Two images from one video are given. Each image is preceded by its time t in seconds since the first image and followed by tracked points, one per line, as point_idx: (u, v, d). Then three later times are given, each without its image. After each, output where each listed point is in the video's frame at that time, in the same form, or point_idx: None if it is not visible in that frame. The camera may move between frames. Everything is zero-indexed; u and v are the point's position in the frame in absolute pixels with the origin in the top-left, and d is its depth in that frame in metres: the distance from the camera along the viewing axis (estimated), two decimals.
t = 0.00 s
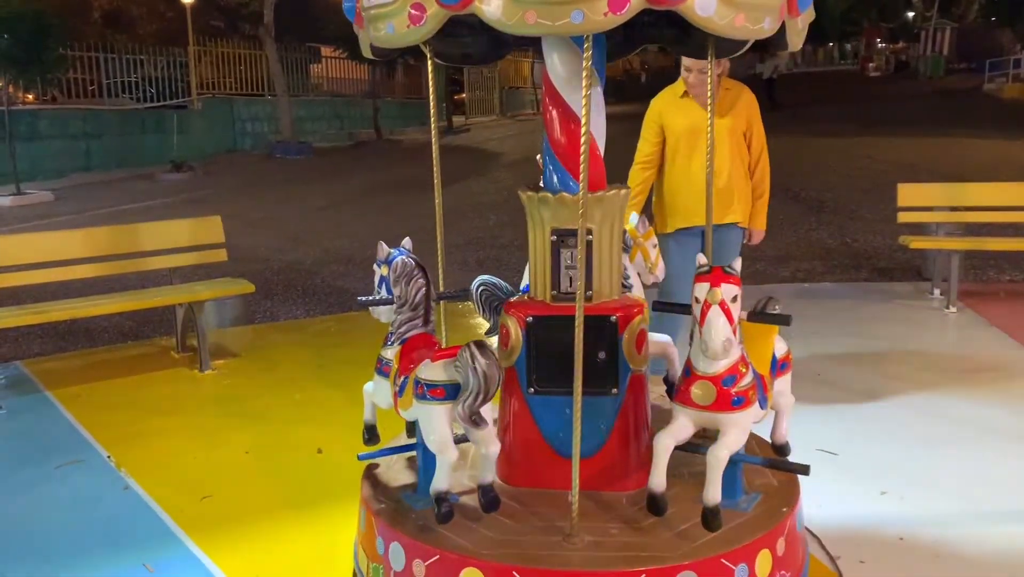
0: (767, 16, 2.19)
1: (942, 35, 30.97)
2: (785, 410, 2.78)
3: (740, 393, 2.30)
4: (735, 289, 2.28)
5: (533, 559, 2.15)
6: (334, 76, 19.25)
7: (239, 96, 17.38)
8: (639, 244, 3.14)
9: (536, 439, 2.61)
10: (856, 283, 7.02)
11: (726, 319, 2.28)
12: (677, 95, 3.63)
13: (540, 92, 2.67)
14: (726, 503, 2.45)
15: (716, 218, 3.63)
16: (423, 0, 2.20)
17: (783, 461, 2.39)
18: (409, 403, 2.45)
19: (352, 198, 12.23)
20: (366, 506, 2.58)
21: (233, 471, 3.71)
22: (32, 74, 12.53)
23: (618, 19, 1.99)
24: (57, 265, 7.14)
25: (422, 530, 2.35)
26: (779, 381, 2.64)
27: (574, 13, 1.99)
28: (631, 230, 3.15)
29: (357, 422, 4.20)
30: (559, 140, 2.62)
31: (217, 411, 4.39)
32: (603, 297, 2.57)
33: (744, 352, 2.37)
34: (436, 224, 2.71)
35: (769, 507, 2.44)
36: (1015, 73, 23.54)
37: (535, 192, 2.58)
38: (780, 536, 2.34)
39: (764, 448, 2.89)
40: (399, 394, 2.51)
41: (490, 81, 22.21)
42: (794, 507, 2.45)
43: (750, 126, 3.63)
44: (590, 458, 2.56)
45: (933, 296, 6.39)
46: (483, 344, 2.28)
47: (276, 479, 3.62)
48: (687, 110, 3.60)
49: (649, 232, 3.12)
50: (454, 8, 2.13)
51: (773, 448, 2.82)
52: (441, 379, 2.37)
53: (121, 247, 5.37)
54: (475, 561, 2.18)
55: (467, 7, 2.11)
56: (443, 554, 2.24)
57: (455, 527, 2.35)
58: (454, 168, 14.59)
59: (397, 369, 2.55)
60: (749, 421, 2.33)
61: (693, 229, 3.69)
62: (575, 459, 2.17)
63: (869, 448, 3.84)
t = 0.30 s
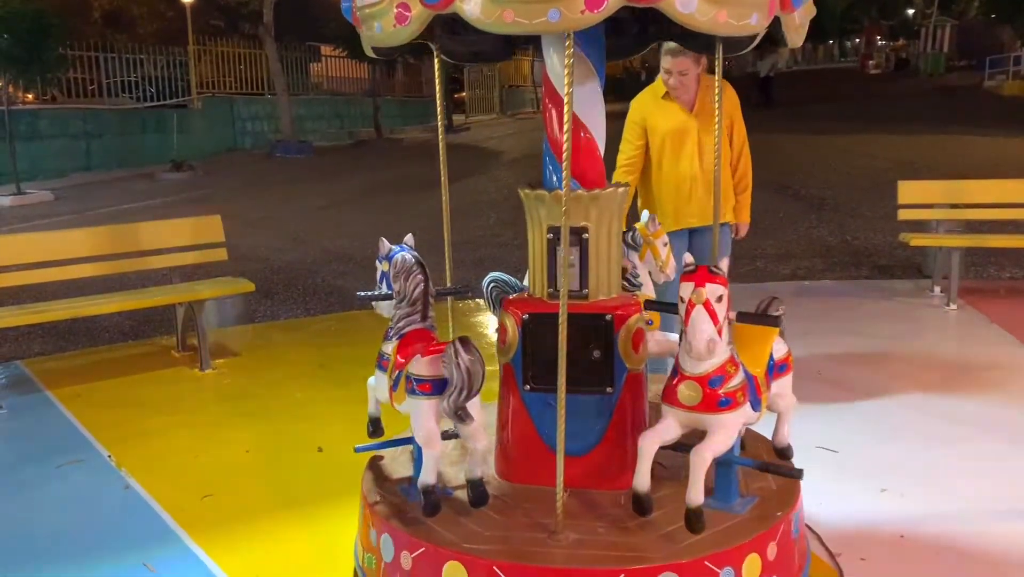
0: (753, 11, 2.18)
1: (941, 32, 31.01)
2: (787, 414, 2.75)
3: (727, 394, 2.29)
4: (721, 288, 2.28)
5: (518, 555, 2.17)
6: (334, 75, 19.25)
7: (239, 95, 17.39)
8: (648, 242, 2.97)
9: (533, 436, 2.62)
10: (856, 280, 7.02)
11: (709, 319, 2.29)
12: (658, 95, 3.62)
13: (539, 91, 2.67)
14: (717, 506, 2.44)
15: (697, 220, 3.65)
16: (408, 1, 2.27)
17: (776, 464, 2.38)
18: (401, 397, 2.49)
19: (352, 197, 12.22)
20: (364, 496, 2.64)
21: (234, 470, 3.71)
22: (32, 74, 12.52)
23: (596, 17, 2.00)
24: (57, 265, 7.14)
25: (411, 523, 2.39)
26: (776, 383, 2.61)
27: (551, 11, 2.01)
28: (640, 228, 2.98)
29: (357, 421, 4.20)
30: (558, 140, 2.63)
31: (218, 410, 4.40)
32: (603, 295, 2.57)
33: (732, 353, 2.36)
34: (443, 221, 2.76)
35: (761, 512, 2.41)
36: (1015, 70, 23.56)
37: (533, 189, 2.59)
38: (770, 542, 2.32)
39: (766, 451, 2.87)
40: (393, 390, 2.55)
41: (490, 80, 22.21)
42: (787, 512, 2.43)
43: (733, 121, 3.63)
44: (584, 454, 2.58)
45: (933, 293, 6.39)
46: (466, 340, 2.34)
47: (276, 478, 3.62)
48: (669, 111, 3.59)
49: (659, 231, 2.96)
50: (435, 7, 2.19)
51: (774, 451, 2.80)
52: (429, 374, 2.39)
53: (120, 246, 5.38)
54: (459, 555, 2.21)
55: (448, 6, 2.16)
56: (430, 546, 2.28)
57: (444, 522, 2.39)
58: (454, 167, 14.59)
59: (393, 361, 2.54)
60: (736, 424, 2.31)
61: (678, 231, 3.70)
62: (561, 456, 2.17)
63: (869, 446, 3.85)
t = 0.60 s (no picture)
0: (736, 8, 2.17)
1: (941, 29, 30.96)
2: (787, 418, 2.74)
3: (711, 396, 2.28)
4: (703, 290, 2.26)
5: (500, 553, 2.21)
6: (334, 75, 19.25)
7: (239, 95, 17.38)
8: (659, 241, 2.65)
9: (528, 434, 2.63)
10: (856, 278, 7.02)
11: (691, 320, 2.27)
12: (645, 96, 3.57)
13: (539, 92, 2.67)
14: (709, 509, 2.43)
15: (698, 220, 3.63)
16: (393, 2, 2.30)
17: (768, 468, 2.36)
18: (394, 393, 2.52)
19: (351, 196, 12.22)
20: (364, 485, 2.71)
21: (234, 468, 3.72)
22: (31, 74, 12.51)
23: (570, 17, 2.00)
24: (58, 265, 7.15)
25: (400, 516, 2.45)
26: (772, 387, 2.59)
27: (526, 11, 2.01)
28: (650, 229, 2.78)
29: (357, 421, 4.21)
30: (557, 140, 2.63)
31: (218, 409, 4.40)
32: (599, 294, 2.57)
33: (718, 355, 2.34)
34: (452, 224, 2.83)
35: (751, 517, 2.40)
36: (1016, 67, 23.52)
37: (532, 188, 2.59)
38: (758, 547, 2.30)
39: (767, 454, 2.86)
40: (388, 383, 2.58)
41: (490, 79, 22.23)
42: (780, 518, 2.41)
43: (717, 120, 3.66)
44: (579, 454, 2.59)
45: (934, 291, 6.38)
46: (451, 336, 2.33)
47: (276, 478, 3.62)
48: (655, 111, 3.54)
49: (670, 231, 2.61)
50: (418, 9, 2.21)
51: (775, 455, 2.78)
52: (417, 369, 2.42)
53: (120, 246, 5.38)
54: (441, 548, 2.27)
55: (429, 7, 2.18)
56: (414, 539, 2.34)
57: (431, 516, 2.44)
58: (454, 166, 14.58)
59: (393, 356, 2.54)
60: (720, 427, 2.30)
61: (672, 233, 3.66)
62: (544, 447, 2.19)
63: (869, 443, 3.85)
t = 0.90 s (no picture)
0: (719, 6, 2.16)
1: (941, 28, 30.92)
2: (787, 422, 2.70)
3: (696, 397, 2.26)
4: (685, 290, 2.24)
5: (485, 550, 2.23)
6: (334, 74, 19.25)
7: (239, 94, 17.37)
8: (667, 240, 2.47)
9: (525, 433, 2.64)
10: (856, 277, 7.01)
11: (674, 321, 2.25)
12: (638, 96, 3.57)
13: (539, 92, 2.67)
14: (700, 513, 2.42)
15: (699, 218, 3.65)
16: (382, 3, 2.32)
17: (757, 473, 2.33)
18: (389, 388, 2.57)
19: (351, 195, 12.22)
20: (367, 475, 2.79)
21: (235, 467, 3.72)
22: (30, 74, 12.50)
23: (548, 16, 2.00)
24: (58, 265, 7.15)
25: (391, 509, 2.49)
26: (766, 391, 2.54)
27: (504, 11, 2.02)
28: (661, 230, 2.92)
29: (356, 420, 4.21)
30: (557, 140, 2.63)
31: (219, 409, 4.39)
32: (597, 292, 2.59)
33: (704, 356, 2.32)
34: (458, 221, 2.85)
35: (741, 522, 2.38)
36: (1016, 65, 23.50)
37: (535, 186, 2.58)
38: (745, 552, 2.28)
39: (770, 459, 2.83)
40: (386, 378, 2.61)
41: (490, 78, 22.22)
42: (771, 523, 2.38)
43: (710, 120, 3.69)
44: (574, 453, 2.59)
45: (934, 289, 6.40)
46: (438, 333, 2.40)
47: (277, 477, 3.62)
48: (647, 112, 3.55)
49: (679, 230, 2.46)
50: (405, 10, 2.22)
51: (776, 459, 2.75)
52: (409, 365, 2.45)
53: (121, 245, 5.37)
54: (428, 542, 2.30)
55: (415, 8, 2.20)
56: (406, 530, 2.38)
57: (421, 512, 2.47)
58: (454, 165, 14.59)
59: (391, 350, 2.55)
60: (705, 429, 2.28)
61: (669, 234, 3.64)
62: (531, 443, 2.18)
63: (869, 442, 3.85)
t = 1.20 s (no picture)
0: (700, 5, 2.15)
1: (942, 27, 30.79)
2: (785, 427, 2.69)
3: (678, 399, 2.26)
4: (665, 291, 2.21)
5: (469, 550, 2.26)
6: (334, 73, 19.25)
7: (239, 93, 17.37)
8: (677, 242, 2.25)
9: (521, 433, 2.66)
10: (857, 276, 7.01)
11: (653, 324, 2.23)
12: (635, 96, 3.59)
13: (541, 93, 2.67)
14: (689, 516, 2.42)
15: (700, 217, 3.65)
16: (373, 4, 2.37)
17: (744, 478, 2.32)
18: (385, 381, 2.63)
19: (351, 194, 12.22)
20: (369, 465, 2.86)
21: (235, 466, 3.73)
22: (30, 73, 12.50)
23: (525, 17, 2.05)
24: (60, 264, 7.16)
25: (384, 501, 2.57)
26: (759, 395, 2.52)
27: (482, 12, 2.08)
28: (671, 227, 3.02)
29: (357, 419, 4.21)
30: (558, 142, 2.63)
31: (220, 408, 4.39)
32: (600, 291, 2.59)
33: (688, 358, 2.31)
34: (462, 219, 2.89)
35: (729, 526, 2.37)
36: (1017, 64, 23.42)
37: (536, 185, 2.60)
38: (729, 558, 2.27)
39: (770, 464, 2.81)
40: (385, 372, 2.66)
41: (491, 77, 22.21)
42: (759, 529, 2.36)
43: (708, 122, 3.70)
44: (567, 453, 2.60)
45: (934, 288, 6.39)
46: (427, 332, 2.44)
47: (278, 476, 3.63)
48: (645, 111, 3.56)
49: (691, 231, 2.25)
50: (393, 11, 2.29)
51: (775, 465, 2.73)
52: (399, 361, 2.49)
53: (121, 244, 5.37)
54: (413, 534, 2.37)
55: (402, 9, 2.25)
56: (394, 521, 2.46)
57: (411, 505, 2.53)
58: (454, 164, 14.57)
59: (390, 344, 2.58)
60: (687, 433, 2.28)
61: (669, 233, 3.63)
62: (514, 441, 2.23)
63: (868, 441, 3.86)
